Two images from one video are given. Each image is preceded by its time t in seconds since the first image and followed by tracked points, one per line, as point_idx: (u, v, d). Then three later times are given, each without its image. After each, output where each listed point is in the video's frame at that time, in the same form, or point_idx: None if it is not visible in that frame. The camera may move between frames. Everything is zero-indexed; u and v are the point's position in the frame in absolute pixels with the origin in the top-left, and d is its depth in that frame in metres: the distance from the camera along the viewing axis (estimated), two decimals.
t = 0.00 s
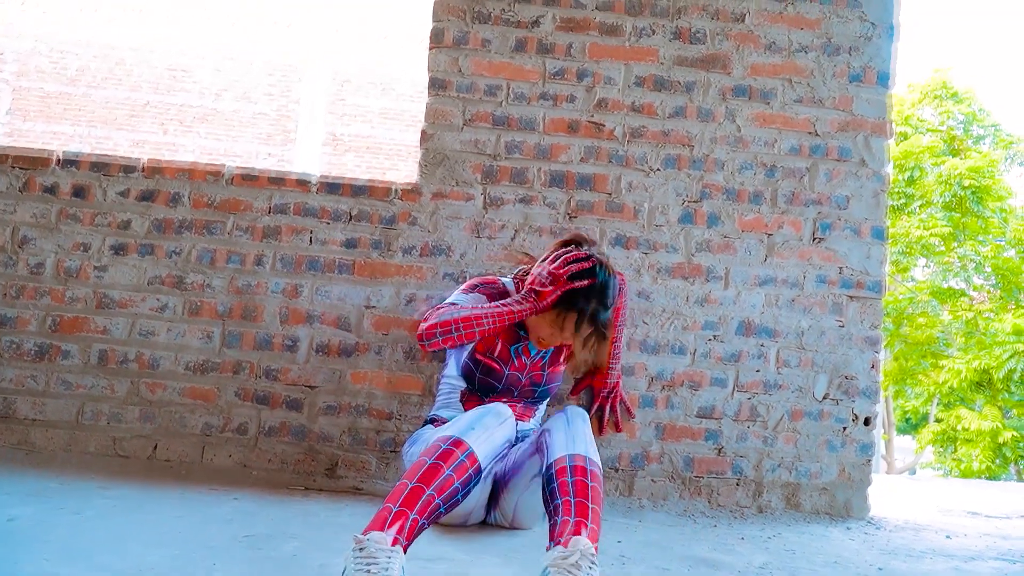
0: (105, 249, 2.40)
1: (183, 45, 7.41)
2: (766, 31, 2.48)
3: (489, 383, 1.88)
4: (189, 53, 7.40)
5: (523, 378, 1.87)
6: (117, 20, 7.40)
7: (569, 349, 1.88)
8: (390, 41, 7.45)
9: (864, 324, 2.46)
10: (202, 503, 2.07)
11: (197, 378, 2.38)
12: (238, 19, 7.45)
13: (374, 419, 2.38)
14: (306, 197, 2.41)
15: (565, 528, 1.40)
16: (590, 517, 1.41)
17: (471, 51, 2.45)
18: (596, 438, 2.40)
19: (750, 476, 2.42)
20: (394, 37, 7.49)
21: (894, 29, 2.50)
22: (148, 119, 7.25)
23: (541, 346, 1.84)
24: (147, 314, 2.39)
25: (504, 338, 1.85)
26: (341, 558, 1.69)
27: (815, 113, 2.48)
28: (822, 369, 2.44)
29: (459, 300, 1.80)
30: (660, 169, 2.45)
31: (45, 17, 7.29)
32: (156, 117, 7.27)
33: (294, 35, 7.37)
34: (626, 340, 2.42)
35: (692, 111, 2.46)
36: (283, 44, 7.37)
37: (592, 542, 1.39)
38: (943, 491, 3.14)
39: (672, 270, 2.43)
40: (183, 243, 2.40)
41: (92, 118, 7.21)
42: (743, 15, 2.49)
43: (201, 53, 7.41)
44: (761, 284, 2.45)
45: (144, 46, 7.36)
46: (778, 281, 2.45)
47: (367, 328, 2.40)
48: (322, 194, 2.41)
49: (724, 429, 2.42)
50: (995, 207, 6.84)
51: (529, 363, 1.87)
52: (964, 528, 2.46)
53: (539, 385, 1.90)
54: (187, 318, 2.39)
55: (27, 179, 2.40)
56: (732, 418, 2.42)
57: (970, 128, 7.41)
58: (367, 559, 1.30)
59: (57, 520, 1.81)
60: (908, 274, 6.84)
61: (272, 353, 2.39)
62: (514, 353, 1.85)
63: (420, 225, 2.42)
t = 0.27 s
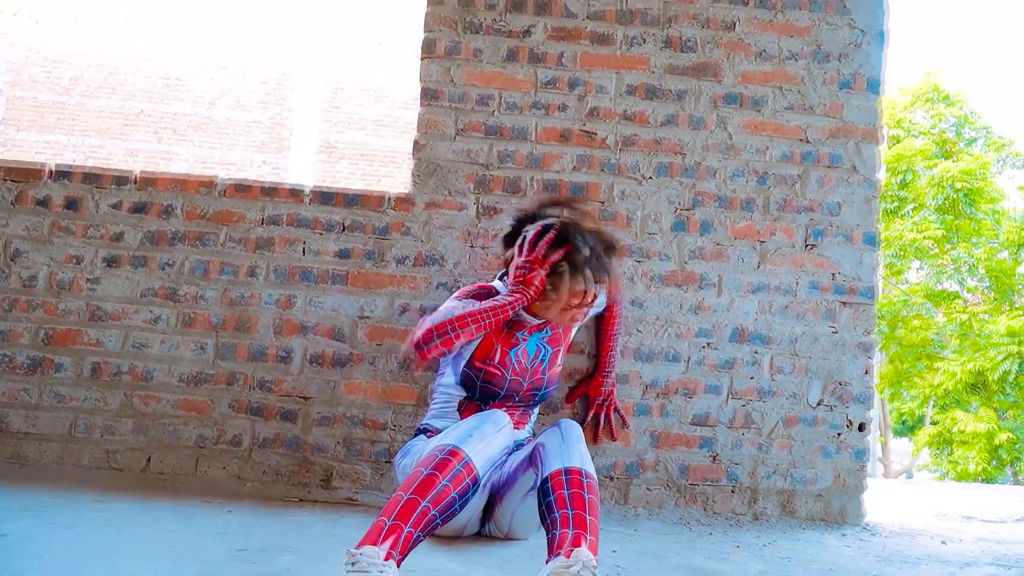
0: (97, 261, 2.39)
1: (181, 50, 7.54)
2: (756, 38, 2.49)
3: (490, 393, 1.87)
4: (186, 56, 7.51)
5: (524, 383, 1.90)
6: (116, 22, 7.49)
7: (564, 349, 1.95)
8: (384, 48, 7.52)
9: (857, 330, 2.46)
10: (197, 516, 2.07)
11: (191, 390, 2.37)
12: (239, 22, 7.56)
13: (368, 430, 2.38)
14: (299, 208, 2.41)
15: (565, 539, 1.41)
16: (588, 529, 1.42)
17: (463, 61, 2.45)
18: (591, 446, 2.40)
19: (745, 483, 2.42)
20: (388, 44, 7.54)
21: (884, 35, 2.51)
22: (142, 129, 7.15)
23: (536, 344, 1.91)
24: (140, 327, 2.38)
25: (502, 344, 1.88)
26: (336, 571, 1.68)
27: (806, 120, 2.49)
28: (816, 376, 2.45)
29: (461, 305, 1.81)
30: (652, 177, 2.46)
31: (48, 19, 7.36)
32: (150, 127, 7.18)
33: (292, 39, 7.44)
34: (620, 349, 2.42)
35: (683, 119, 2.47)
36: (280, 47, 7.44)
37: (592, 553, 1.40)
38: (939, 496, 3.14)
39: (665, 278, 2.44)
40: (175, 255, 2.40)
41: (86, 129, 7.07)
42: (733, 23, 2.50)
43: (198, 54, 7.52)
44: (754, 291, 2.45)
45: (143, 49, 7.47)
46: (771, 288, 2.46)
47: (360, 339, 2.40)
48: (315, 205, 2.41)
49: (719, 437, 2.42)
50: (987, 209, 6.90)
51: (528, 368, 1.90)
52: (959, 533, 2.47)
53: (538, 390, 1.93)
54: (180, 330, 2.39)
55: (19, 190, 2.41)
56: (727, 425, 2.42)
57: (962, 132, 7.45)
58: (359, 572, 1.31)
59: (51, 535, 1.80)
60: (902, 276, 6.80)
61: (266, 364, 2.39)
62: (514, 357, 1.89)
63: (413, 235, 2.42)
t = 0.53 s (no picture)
0: (91, 271, 2.39)
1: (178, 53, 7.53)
2: (747, 44, 2.51)
3: (473, 406, 1.83)
4: (183, 59, 7.50)
5: (508, 396, 1.83)
6: (118, 22, 7.56)
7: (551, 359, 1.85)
8: (376, 55, 7.56)
9: (850, 334, 2.47)
10: (192, 525, 2.07)
11: (186, 399, 2.37)
12: (238, 22, 7.62)
13: (363, 437, 2.38)
14: (292, 216, 2.42)
15: (566, 546, 1.41)
16: (590, 536, 1.42)
17: (455, 69, 2.46)
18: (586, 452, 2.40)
19: (739, 487, 2.42)
20: (381, 52, 7.60)
21: (874, 40, 2.53)
22: (135, 137, 7.13)
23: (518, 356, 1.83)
24: (134, 336, 2.38)
25: (480, 358, 1.82)
26: None
27: (798, 125, 2.50)
28: (809, 379, 2.46)
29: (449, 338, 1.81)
30: (645, 183, 2.47)
31: (53, 20, 7.47)
32: (143, 136, 7.16)
33: (288, 44, 7.49)
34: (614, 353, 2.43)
35: (675, 125, 2.48)
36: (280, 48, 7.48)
37: (594, 561, 1.40)
38: (933, 498, 3.15)
39: (658, 283, 2.45)
40: (169, 264, 2.40)
41: (79, 138, 7.06)
42: (724, 28, 2.51)
43: (195, 59, 7.51)
44: (747, 296, 2.46)
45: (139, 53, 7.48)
46: (764, 292, 2.46)
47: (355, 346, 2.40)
48: (308, 213, 2.42)
49: (713, 441, 2.43)
50: (981, 212, 6.91)
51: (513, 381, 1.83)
52: (953, 535, 2.47)
53: (524, 402, 1.86)
54: (174, 339, 2.39)
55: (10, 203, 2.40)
56: (721, 429, 2.43)
57: (955, 133, 7.47)
58: None
59: (46, 545, 1.80)
60: (896, 279, 6.86)
61: (260, 373, 2.39)
62: (494, 370, 1.82)
63: (406, 242, 2.43)
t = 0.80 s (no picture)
0: (86, 282, 2.39)
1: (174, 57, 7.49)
2: (739, 48, 2.51)
3: (460, 417, 1.78)
4: (177, 65, 7.46)
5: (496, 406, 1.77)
6: (119, 22, 7.58)
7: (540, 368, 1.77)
8: (369, 61, 7.54)
9: (845, 335, 2.48)
10: (191, 535, 2.07)
11: (183, 409, 2.37)
12: (236, 22, 7.55)
13: (361, 444, 2.38)
14: (287, 224, 2.42)
15: (566, 552, 1.40)
16: (588, 542, 1.42)
17: (448, 76, 2.47)
18: (584, 456, 2.41)
19: (737, 490, 2.43)
20: (373, 58, 7.58)
21: (865, 43, 2.54)
22: (129, 146, 7.15)
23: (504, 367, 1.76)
24: (130, 347, 2.38)
25: (463, 368, 1.77)
26: None
27: (791, 127, 2.51)
28: (806, 381, 2.46)
29: (425, 348, 1.80)
30: (639, 187, 2.47)
31: (55, 24, 7.52)
32: (136, 144, 7.18)
33: (285, 46, 7.50)
34: (611, 358, 2.43)
35: (669, 129, 2.49)
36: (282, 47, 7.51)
37: (592, 567, 1.40)
38: (930, 498, 3.16)
39: (653, 287, 2.45)
40: (165, 274, 2.40)
41: (73, 147, 7.08)
42: (716, 32, 2.51)
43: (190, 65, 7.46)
44: (742, 298, 2.47)
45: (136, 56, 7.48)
46: (759, 295, 2.47)
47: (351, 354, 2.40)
48: (303, 221, 2.42)
49: (711, 444, 2.43)
50: (975, 211, 6.93)
51: (501, 392, 1.77)
52: (951, 535, 2.48)
53: (515, 412, 1.79)
54: (171, 349, 2.39)
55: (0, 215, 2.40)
56: (718, 432, 2.43)
57: (948, 132, 7.49)
58: None
59: (44, 558, 1.79)
60: (891, 279, 6.89)
61: (257, 381, 2.39)
62: (480, 381, 1.76)
63: (401, 249, 2.43)
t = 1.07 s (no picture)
0: (86, 287, 2.40)
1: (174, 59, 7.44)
2: (736, 48, 2.52)
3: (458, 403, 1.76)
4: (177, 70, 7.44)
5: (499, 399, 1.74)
6: (120, 22, 7.42)
7: (542, 370, 1.74)
8: (365, 65, 7.33)
9: (844, 335, 2.48)
10: (192, 539, 2.07)
11: (183, 413, 2.38)
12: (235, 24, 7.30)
13: (361, 447, 2.39)
14: (286, 228, 2.42)
15: (563, 555, 1.41)
16: (586, 545, 1.42)
17: (445, 79, 2.47)
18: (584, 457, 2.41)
19: (738, 490, 2.43)
20: (370, 61, 7.34)
21: (861, 42, 2.54)
22: (126, 150, 7.31)
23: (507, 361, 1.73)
24: (130, 351, 2.38)
25: (466, 352, 1.76)
26: None
27: (788, 127, 2.51)
28: (805, 381, 2.46)
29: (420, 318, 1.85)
30: (637, 188, 2.48)
31: (56, 25, 7.36)
32: (133, 149, 7.31)
33: (280, 48, 7.24)
34: (610, 359, 2.43)
35: (666, 130, 2.49)
36: (278, 47, 7.27)
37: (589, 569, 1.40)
38: (929, 496, 3.16)
39: (652, 288, 2.46)
40: (164, 279, 2.40)
41: (69, 152, 7.23)
42: (712, 33, 2.52)
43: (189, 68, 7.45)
44: (741, 298, 2.47)
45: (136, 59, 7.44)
46: (758, 294, 2.47)
47: (351, 357, 2.41)
48: (302, 225, 2.42)
49: (710, 444, 2.43)
50: (972, 209, 6.96)
51: (501, 384, 1.74)
52: (951, 534, 2.48)
53: (512, 410, 1.75)
54: (170, 354, 2.39)
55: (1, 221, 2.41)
56: (718, 432, 2.44)
57: (945, 131, 7.50)
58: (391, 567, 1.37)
59: (46, 563, 1.79)
60: (889, 278, 6.84)
61: (256, 385, 2.39)
62: (480, 370, 1.74)
63: (400, 252, 2.43)
